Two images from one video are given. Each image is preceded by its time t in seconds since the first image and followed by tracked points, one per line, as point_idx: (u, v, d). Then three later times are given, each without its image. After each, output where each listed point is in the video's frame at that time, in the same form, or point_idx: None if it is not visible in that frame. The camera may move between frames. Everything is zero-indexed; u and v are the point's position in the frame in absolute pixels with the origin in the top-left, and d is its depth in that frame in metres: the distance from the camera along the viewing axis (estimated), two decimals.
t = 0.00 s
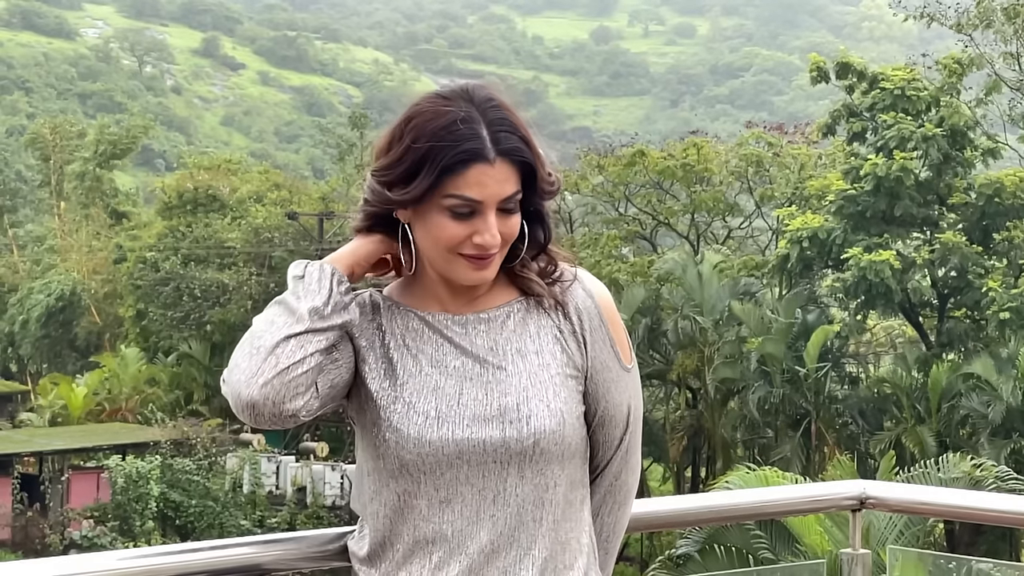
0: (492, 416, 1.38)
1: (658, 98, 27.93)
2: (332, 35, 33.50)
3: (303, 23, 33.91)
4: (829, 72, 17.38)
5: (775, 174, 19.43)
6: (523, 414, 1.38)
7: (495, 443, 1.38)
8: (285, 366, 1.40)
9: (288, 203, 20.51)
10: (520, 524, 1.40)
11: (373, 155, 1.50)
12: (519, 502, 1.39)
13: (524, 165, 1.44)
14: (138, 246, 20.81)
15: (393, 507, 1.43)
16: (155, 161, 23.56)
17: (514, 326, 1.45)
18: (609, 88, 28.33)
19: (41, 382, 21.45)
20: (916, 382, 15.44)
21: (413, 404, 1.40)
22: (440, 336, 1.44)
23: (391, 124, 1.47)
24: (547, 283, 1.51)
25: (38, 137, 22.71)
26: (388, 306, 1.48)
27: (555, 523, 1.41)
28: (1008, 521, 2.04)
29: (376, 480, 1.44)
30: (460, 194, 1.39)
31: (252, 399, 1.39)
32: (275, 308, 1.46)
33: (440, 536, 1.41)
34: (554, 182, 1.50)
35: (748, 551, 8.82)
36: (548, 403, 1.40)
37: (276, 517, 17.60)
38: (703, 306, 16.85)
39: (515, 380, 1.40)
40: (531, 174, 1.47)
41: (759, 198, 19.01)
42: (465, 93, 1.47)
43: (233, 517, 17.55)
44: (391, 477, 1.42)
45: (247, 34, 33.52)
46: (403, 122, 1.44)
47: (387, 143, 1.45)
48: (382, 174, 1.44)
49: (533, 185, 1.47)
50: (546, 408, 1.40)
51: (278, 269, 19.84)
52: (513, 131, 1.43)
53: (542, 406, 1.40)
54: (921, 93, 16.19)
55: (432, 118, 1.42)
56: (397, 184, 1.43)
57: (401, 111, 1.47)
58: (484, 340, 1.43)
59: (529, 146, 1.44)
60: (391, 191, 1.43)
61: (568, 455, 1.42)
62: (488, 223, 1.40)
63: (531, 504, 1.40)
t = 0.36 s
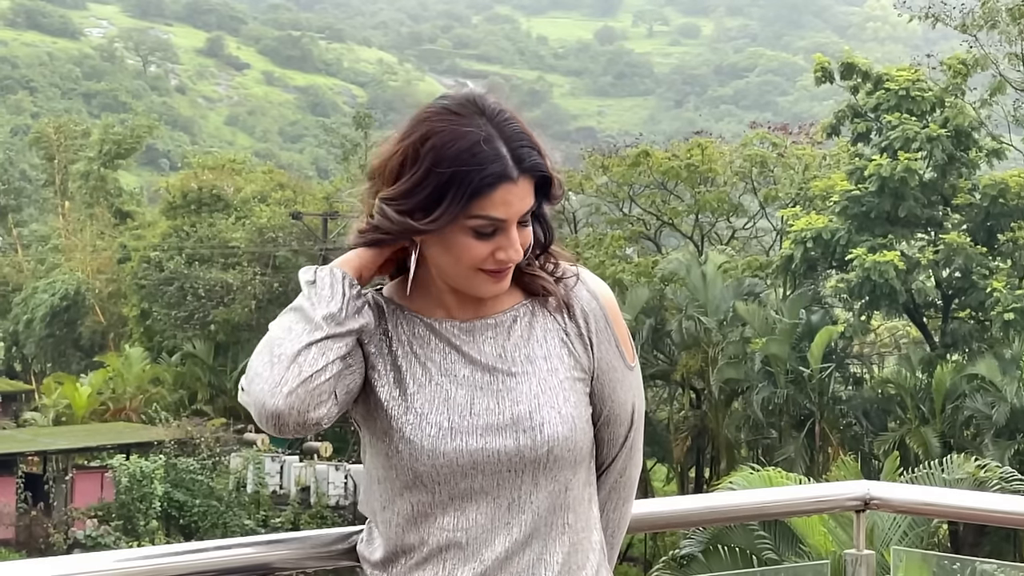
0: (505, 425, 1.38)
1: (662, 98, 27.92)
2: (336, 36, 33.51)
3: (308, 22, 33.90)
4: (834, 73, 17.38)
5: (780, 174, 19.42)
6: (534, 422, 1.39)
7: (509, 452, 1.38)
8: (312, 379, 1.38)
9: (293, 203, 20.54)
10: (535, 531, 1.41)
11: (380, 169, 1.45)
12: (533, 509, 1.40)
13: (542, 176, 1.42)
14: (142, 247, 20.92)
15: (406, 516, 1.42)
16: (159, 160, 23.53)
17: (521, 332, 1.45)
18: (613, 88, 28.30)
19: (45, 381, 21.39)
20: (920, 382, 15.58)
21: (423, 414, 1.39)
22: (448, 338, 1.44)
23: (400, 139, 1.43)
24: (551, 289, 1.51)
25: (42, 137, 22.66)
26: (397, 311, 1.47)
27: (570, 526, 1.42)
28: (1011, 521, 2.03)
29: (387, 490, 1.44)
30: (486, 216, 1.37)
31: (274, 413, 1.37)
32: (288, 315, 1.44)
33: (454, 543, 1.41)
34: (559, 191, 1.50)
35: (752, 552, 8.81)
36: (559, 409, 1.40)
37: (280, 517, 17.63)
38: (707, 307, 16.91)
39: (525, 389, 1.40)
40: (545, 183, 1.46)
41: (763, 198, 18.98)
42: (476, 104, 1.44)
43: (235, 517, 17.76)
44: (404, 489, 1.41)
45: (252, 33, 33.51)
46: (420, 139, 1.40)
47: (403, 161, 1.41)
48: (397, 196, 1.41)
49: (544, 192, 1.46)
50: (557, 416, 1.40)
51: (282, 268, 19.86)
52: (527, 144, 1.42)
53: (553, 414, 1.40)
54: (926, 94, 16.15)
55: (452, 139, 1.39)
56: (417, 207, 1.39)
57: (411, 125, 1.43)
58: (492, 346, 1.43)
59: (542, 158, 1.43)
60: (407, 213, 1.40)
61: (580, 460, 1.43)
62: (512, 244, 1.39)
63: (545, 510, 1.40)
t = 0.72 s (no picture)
0: (520, 436, 1.37)
1: (665, 98, 27.87)
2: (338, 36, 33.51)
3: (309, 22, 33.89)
4: (836, 73, 17.36)
5: (781, 175, 19.41)
6: (548, 431, 1.37)
7: (524, 463, 1.36)
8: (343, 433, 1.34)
9: (294, 204, 20.61)
10: (550, 537, 1.40)
11: (386, 189, 1.39)
12: (547, 515, 1.39)
13: (560, 192, 1.40)
14: (145, 246, 20.85)
15: (413, 526, 1.40)
16: (160, 160, 23.55)
17: (529, 337, 1.45)
18: (615, 88, 28.29)
19: (47, 381, 21.37)
20: (922, 384, 15.64)
21: (433, 423, 1.37)
22: (457, 346, 1.41)
23: (415, 157, 1.38)
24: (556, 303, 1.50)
25: (45, 137, 22.66)
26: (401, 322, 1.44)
27: (582, 529, 1.42)
28: (1012, 522, 2.03)
29: (392, 499, 1.41)
30: (509, 235, 1.35)
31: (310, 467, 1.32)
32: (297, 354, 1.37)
33: (467, 552, 1.38)
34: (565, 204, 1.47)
35: (754, 552, 8.79)
36: (571, 416, 1.40)
37: (281, 517, 17.54)
38: (709, 307, 16.77)
39: (536, 396, 1.39)
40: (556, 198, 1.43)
41: (765, 198, 18.96)
42: (490, 119, 1.41)
43: (237, 516, 17.59)
44: (413, 500, 1.38)
45: (254, 33, 33.52)
46: (442, 161, 1.36)
47: (422, 183, 1.36)
48: (415, 220, 1.36)
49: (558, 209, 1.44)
50: (569, 424, 1.39)
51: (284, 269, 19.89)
52: (543, 156, 1.40)
53: (566, 422, 1.39)
54: (928, 94, 16.11)
55: (476, 158, 1.35)
56: (439, 230, 1.35)
57: (427, 142, 1.38)
58: (501, 352, 1.42)
59: (560, 169, 1.41)
60: (428, 236, 1.35)
61: (589, 464, 1.42)
62: (533, 262, 1.37)
63: (559, 515, 1.40)
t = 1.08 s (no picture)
0: (533, 438, 1.35)
1: (665, 98, 27.85)
2: (338, 36, 33.51)
3: (309, 22, 33.87)
4: (836, 73, 17.30)
5: (781, 175, 19.43)
6: (559, 432, 1.36)
7: (536, 466, 1.35)
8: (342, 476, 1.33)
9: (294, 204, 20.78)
10: (556, 538, 1.40)
11: (413, 199, 1.32)
12: (556, 517, 1.39)
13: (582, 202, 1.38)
14: (145, 246, 20.83)
15: (418, 525, 1.39)
16: (161, 160, 23.61)
17: (538, 338, 1.43)
18: (615, 88, 28.32)
19: (48, 381, 21.42)
20: (922, 383, 15.50)
21: (443, 423, 1.35)
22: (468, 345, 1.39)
23: (449, 164, 1.33)
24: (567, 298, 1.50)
25: (45, 136, 22.71)
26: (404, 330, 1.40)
27: (584, 529, 1.42)
28: (1011, 522, 2.03)
29: (395, 499, 1.40)
30: (542, 244, 1.33)
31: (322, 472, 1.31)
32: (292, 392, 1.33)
33: (473, 554, 1.37)
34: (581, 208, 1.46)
35: (754, 552, 8.81)
36: (580, 416, 1.39)
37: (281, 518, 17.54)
38: (709, 307, 16.66)
39: (546, 398, 1.38)
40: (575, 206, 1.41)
41: (765, 198, 18.97)
42: (525, 124, 1.37)
43: (238, 517, 17.41)
44: (420, 500, 1.37)
45: (254, 32, 33.47)
46: (482, 169, 1.32)
47: (460, 194, 1.31)
48: (449, 233, 1.31)
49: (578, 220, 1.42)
50: (577, 426, 1.38)
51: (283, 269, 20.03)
52: (569, 162, 1.38)
53: (575, 425, 1.38)
54: (928, 94, 16.08)
55: (517, 167, 1.32)
56: (475, 244, 1.30)
57: (462, 149, 1.33)
58: (512, 353, 1.40)
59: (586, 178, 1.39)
60: (461, 249, 1.30)
61: (594, 465, 1.41)
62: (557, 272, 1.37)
63: (565, 515, 1.40)
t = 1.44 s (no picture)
0: (542, 442, 1.31)
1: (662, 100, 27.87)
2: (335, 37, 33.50)
3: (307, 23, 33.87)
4: (833, 75, 17.24)
5: (779, 177, 19.50)
6: (568, 437, 1.33)
7: (544, 469, 1.31)
8: (309, 513, 1.34)
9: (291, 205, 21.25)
10: (561, 547, 1.36)
11: (466, 219, 1.27)
12: (562, 521, 1.35)
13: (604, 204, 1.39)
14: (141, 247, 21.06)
15: (419, 528, 1.34)
16: (158, 161, 23.69)
17: (546, 340, 1.38)
18: (612, 90, 28.34)
19: (44, 382, 21.33)
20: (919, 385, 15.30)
21: (446, 426, 1.30)
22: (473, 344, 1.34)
23: (489, 171, 1.30)
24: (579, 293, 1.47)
25: (41, 136, 22.70)
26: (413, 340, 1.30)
27: (585, 538, 1.39)
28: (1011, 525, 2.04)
29: (395, 500, 1.34)
30: (571, 247, 1.34)
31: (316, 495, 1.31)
32: (269, 431, 1.30)
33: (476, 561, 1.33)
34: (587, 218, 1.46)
35: (751, 554, 8.82)
36: (585, 421, 1.35)
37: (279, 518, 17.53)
38: (707, 308, 16.56)
39: (555, 400, 1.33)
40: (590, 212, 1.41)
41: (762, 200, 19.00)
42: (557, 129, 1.35)
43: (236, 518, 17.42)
44: (426, 505, 1.31)
45: (252, 34, 33.47)
46: (519, 175, 1.31)
47: (499, 202, 1.29)
48: (500, 248, 1.29)
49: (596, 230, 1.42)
50: (584, 428, 1.34)
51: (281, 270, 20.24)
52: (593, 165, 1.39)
53: (584, 429, 1.34)
54: (925, 96, 16.10)
55: (553, 173, 1.32)
56: (527, 259, 1.30)
57: (504, 156, 1.31)
58: (523, 355, 1.35)
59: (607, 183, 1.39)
60: (514, 262, 1.29)
61: (598, 471, 1.38)
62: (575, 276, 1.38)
63: (570, 520, 1.36)
